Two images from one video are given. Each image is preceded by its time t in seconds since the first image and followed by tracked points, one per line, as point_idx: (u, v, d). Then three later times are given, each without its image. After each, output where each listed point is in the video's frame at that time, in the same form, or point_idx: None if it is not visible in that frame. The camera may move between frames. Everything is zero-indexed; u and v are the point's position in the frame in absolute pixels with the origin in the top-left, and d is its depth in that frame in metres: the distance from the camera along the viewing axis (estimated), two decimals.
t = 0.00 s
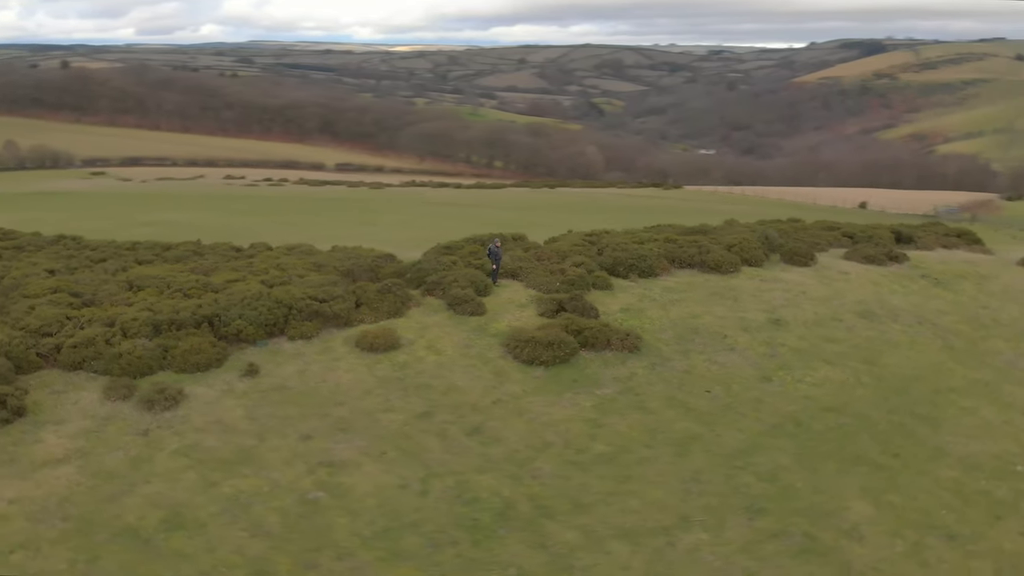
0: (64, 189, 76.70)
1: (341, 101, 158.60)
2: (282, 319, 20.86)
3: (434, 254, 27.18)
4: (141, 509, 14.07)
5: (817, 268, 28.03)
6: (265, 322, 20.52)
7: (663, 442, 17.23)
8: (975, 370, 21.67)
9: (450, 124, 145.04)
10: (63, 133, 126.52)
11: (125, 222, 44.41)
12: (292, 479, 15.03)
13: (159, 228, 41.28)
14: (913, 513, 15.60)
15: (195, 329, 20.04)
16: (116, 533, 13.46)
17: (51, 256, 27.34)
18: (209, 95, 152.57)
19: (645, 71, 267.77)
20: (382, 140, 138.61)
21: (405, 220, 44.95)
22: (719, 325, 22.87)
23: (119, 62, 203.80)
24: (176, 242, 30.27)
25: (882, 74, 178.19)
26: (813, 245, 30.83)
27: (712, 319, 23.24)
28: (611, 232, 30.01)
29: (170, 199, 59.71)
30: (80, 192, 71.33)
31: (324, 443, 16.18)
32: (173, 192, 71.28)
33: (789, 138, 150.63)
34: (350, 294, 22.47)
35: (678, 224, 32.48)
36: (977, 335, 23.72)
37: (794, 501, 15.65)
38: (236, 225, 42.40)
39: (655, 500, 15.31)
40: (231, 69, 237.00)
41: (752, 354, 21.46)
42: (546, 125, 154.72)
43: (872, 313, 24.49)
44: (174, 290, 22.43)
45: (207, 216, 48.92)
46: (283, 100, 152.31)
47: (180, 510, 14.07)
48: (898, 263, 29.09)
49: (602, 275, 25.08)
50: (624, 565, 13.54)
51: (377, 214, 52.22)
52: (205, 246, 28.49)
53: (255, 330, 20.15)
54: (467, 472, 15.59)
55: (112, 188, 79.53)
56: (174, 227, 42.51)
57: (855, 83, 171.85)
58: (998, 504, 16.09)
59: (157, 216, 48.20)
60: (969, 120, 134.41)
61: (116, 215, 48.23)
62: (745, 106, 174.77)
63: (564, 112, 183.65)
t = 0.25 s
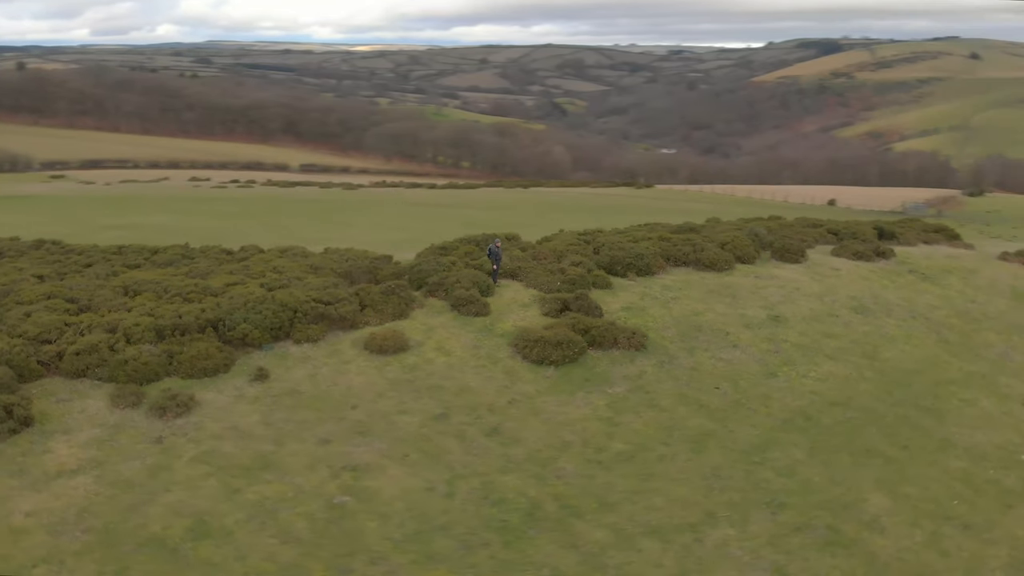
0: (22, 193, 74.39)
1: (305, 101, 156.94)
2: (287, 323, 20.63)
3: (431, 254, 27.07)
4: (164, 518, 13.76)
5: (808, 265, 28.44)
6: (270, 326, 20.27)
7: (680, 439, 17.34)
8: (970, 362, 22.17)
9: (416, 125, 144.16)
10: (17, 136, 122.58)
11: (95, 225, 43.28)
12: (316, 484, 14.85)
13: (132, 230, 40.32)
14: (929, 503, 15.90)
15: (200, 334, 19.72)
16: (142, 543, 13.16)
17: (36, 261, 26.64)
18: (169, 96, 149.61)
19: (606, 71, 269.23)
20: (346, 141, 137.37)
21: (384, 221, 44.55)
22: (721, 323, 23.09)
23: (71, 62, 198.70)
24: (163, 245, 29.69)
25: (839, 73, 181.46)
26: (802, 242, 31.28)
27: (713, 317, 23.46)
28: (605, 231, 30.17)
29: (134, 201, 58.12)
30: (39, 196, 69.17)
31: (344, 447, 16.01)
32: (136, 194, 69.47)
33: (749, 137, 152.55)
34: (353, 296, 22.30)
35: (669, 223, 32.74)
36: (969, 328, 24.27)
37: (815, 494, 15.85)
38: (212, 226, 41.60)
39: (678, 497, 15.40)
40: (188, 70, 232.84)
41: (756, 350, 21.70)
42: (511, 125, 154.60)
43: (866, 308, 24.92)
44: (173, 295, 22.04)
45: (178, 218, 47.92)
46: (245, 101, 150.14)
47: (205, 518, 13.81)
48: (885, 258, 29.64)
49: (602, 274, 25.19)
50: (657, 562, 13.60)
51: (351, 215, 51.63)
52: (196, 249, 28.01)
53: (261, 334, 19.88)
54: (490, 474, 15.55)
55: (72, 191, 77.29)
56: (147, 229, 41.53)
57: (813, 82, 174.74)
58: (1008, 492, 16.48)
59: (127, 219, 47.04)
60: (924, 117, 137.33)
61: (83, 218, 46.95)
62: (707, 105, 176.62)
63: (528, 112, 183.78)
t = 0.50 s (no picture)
0: None
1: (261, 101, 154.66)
2: (293, 327, 20.38)
3: (426, 256, 26.95)
4: (195, 528, 13.46)
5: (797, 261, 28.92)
6: (277, 330, 19.99)
7: (698, 436, 17.51)
8: (963, 354, 22.76)
9: (376, 125, 142.98)
10: None
11: (59, 230, 42.01)
12: (346, 490, 14.67)
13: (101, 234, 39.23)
14: (944, 492, 16.29)
15: (207, 339, 19.37)
16: (176, 553, 12.85)
17: (20, 268, 25.87)
18: (121, 97, 146.01)
19: (561, 71, 270.34)
20: (306, 142, 135.67)
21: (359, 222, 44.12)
22: (722, 320, 23.35)
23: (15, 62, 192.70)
24: (149, 250, 29.06)
25: (791, 72, 184.85)
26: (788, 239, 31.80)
27: (713, 314, 23.73)
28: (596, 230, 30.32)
29: (93, 205, 56.36)
30: None
31: (368, 451, 15.86)
32: (93, 198, 67.59)
33: (705, 136, 154.38)
34: (357, 298, 22.11)
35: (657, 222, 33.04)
36: (958, 321, 24.92)
37: (835, 487, 16.13)
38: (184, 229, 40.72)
39: (705, 493, 15.55)
40: (138, 70, 227.68)
41: (758, 346, 22.02)
42: (471, 125, 154.20)
43: (859, 303, 25.44)
44: (172, 300, 21.61)
45: (144, 223, 46.74)
46: (201, 102, 147.39)
47: (238, 526, 13.57)
48: (870, 254, 30.31)
49: (600, 273, 25.32)
50: (695, 558, 13.72)
51: (322, 216, 50.95)
52: (185, 254, 27.49)
53: (269, 338, 19.60)
54: (518, 475, 15.54)
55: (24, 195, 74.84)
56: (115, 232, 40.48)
57: (766, 82, 177.74)
58: (1017, 479, 16.97)
59: (91, 223, 45.73)
60: (875, 115, 140.39)
61: (45, 223, 45.51)
62: (664, 104, 178.39)
63: (487, 112, 183.58)
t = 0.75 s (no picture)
0: None
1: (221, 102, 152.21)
2: (299, 330, 20.18)
3: (422, 257, 26.85)
4: (223, 537, 13.21)
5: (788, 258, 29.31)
6: (285, 334, 19.77)
7: (713, 431, 17.66)
8: (957, 346, 23.27)
9: (340, 125, 141.57)
10: None
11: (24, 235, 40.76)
12: (373, 494, 14.53)
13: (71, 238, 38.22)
14: (956, 482, 16.63)
15: (214, 344, 19.09)
16: (207, 562, 12.58)
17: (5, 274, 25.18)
18: (77, 98, 142.53)
19: (523, 71, 270.60)
20: (269, 143, 133.82)
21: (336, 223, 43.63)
22: (722, 317, 23.58)
23: None
24: (136, 254, 28.49)
25: (749, 72, 187.37)
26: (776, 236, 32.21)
27: (713, 311, 23.94)
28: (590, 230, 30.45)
29: (56, 209, 54.81)
30: None
31: (390, 454, 15.72)
32: (52, 201, 65.79)
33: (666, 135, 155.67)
34: (361, 301, 21.97)
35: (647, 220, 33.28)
36: (948, 314, 25.48)
37: (852, 480, 16.35)
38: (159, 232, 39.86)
39: (727, 489, 15.68)
40: (91, 70, 222.53)
41: (760, 342, 22.27)
42: (436, 125, 153.49)
43: (853, 298, 25.87)
44: (172, 305, 21.24)
45: (113, 226, 45.61)
46: (161, 103, 144.59)
47: (267, 532, 13.35)
48: (856, 250, 30.84)
49: (599, 272, 25.43)
50: (725, 553, 13.82)
51: (295, 218, 50.23)
52: (175, 258, 27.01)
53: (276, 343, 19.37)
54: (542, 474, 15.53)
55: None
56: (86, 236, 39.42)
57: (725, 81, 179.89)
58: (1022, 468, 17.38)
59: (58, 228, 44.51)
60: (833, 113, 142.80)
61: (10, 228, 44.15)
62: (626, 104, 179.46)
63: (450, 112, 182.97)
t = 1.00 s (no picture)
0: None
1: (175, 103, 149.02)
2: (308, 334, 19.90)
3: (418, 258, 26.67)
4: (260, 545, 12.98)
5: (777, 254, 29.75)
6: (293, 338, 19.47)
7: (730, 427, 17.87)
8: (949, 339, 23.85)
9: (298, 125, 139.65)
10: None
11: None
12: (406, 498, 14.40)
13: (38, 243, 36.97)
14: (968, 471, 17.05)
15: (224, 350, 18.74)
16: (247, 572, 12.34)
17: None
18: (23, 99, 138.13)
19: (478, 71, 270.17)
20: (226, 144, 131.40)
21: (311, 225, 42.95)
22: (722, 313, 23.84)
23: None
24: (122, 259, 27.77)
25: (703, 71, 189.76)
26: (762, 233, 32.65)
27: (713, 308, 24.20)
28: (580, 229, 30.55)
29: (12, 213, 52.94)
30: None
31: (417, 457, 15.60)
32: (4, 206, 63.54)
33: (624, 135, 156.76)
34: (366, 303, 21.75)
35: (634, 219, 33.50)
36: (937, 307, 26.11)
37: (869, 472, 16.66)
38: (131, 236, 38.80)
39: (751, 483, 15.87)
40: (35, 71, 215.99)
41: (762, 338, 22.58)
42: (395, 125, 152.33)
43: (845, 293, 26.37)
44: (173, 310, 20.78)
45: (76, 231, 44.22)
46: (113, 105, 141.00)
47: (304, 540, 13.16)
48: (841, 246, 31.45)
49: (597, 271, 25.54)
50: (759, 547, 13.98)
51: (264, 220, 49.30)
52: (164, 263, 26.42)
53: (286, 347, 19.08)
54: (569, 474, 15.55)
55: None
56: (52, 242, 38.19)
57: (679, 81, 181.94)
58: None
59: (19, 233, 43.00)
60: (787, 112, 145.31)
61: None
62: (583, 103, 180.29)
63: (408, 112, 181.81)
